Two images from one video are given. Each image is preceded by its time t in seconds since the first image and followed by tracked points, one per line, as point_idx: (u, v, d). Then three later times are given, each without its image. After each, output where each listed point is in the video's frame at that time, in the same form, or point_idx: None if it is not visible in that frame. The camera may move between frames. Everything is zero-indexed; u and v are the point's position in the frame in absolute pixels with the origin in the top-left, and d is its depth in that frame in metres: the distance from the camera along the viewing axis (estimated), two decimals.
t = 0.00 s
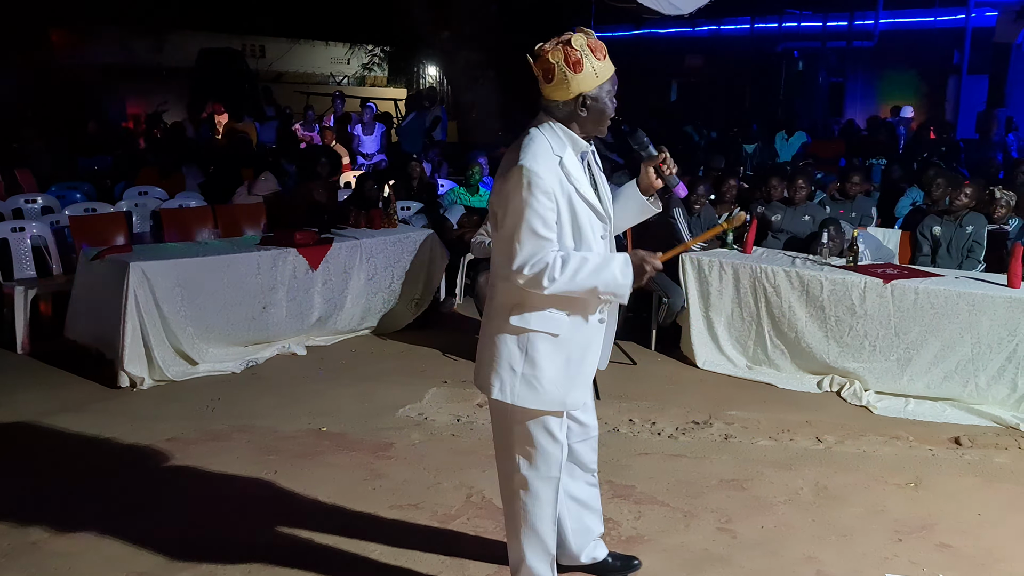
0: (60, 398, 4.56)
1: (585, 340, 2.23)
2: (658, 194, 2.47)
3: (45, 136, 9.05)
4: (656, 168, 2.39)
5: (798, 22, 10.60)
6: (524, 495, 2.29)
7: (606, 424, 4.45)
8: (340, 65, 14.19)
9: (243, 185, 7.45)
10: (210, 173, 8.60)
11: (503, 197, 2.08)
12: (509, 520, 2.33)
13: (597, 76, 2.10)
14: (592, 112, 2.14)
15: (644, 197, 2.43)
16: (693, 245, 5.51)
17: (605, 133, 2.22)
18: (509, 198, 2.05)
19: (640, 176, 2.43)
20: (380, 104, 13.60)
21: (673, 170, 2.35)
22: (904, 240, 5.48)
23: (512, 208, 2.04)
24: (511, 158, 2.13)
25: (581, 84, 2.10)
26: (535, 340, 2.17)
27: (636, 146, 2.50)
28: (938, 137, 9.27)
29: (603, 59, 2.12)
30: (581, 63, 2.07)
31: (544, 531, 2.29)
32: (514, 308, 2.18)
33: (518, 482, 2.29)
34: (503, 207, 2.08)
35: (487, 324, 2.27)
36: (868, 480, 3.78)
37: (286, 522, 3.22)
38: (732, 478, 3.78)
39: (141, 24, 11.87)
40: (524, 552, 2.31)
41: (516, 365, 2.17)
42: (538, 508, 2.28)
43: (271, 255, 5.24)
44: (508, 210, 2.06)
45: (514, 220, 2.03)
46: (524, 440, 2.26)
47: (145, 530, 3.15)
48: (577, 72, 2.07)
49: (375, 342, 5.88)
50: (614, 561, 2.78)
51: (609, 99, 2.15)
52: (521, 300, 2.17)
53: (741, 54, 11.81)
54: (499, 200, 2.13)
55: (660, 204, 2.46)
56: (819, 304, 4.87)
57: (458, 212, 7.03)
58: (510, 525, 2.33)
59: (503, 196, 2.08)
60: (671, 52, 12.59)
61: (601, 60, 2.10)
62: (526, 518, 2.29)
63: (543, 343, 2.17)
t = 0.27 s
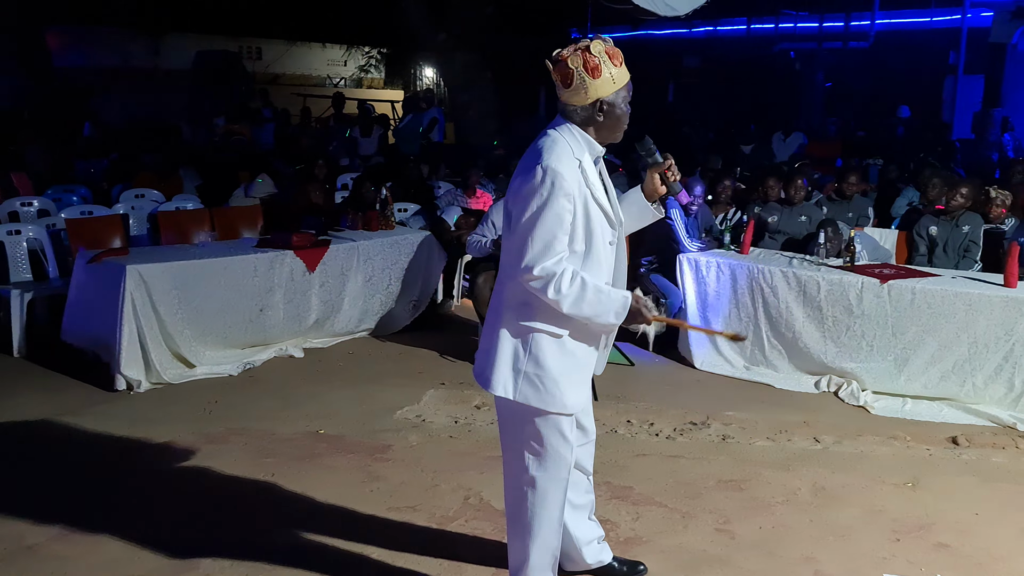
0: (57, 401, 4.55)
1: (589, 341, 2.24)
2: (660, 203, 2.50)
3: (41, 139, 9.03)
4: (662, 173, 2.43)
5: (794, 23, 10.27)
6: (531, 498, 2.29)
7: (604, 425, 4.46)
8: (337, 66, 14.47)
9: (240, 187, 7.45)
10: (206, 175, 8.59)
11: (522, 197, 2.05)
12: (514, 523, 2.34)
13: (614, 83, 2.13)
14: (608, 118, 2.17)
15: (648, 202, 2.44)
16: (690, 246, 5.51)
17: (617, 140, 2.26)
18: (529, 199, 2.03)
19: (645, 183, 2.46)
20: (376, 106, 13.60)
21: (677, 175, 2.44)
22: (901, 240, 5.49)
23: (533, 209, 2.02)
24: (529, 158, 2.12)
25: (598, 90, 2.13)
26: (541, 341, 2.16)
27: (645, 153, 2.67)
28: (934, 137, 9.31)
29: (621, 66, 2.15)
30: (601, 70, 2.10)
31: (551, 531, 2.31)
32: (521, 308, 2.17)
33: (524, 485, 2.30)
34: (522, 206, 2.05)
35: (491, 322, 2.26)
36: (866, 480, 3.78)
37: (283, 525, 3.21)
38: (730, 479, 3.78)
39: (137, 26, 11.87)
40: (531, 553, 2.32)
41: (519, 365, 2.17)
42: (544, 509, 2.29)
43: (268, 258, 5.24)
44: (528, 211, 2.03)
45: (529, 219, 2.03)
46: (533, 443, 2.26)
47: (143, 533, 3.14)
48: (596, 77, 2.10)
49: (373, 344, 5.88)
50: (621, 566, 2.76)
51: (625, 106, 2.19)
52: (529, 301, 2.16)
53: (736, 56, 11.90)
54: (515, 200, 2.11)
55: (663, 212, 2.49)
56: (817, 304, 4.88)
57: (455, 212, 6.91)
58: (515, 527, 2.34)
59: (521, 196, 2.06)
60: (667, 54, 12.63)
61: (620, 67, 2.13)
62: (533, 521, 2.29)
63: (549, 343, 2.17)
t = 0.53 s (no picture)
0: (52, 405, 4.54)
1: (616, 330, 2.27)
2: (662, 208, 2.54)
3: (36, 142, 9.01)
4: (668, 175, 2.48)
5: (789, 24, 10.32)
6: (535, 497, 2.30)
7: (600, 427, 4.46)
8: (333, 70, 14.21)
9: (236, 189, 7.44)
10: (202, 178, 8.57)
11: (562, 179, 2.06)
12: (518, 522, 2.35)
13: (627, 86, 2.17)
14: (619, 120, 2.20)
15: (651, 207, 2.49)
16: (686, 248, 5.51)
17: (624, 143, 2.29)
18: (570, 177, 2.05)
19: (649, 185, 2.49)
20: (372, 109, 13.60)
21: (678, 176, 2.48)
22: (896, 241, 5.51)
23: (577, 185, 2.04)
24: (550, 151, 2.13)
25: (611, 92, 2.16)
26: (577, 324, 2.20)
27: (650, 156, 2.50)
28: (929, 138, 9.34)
29: (634, 71, 2.19)
30: (615, 71, 2.14)
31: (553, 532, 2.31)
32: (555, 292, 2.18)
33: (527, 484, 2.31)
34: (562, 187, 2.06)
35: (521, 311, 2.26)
36: (862, 481, 3.78)
37: (280, 528, 3.20)
38: (726, 480, 3.78)
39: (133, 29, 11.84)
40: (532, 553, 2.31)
41: (555, 349, 2.20)
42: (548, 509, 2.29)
43: (264, 260, 5.23)
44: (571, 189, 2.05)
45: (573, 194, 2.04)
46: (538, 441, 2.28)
47: (139, 536, 3.13)
48: (611, 79, 2.14)
49: (369, 347, 5.88)
50: (618, 569, 2.72)
51: (635, 111, 2.22)
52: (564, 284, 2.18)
53: (732, 58, 11.89)
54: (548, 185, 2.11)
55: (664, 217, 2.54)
56: (813, 305, 4.88)
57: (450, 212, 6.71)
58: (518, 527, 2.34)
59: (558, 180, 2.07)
60: (663, 55, 12.64)
61: (633, 72, 2.18)
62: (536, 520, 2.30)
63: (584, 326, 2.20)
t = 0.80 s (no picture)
0: (46, 408, 4.52)
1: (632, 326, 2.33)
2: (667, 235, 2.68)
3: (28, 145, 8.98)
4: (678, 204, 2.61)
5: (782, 26, 10.37)
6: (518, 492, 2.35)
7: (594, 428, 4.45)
8: (327, 70, 14.22)
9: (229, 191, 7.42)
10: (195, 179, 8.55)
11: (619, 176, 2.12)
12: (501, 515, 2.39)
13: (661, 107, 2.25)
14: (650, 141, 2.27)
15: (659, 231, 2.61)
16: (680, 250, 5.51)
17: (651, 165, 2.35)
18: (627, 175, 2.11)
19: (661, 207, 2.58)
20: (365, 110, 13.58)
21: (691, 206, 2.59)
22: (889, 241, 5.52)
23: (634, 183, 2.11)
24: (599, 151, 2.18)
25: (644, 112, 2.24)
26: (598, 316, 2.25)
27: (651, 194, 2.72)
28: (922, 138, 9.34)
29: (665, 95, 2.29)
30: (652, 92, 2.23)
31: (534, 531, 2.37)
32: (575, 287, 2.25)
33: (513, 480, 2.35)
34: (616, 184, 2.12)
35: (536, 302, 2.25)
36: (856, 481, 3.79)
37: (274, 531, 3.19)
38: (721, 481, 3.79)
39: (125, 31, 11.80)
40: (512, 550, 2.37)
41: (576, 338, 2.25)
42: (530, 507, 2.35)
43: (258, 262, 5.23)
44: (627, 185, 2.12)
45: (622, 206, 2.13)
46: (532, 431, 2.32)
47: (133, 540, 3.12)
48: (646, 98, 2.21)
49: (364, 348, 5.88)
50: (613, 570, 2.72)
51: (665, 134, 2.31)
52: (584, 279, 2.25)
53: (725, 59, 11.89)
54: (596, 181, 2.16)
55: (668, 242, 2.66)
56: (807, 305, 4.89)
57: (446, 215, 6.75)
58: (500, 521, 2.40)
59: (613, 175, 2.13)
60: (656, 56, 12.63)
61: (665, 96, 2.27)
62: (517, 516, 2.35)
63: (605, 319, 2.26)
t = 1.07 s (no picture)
0: (33, 411, 4.49)
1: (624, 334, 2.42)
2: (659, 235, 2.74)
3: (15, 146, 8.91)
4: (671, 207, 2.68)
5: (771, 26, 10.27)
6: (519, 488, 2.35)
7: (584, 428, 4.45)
8: (316, 71, 14.08)
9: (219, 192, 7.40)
10: (184, 180, 8.51)
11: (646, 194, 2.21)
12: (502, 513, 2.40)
13: (673, 117, 2.34)
14: (661, 150, 2.36)
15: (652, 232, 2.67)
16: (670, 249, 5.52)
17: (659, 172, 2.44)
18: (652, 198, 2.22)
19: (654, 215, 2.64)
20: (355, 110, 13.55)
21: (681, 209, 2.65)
22: (877, 241, 5.53)
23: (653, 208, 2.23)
24: (628, 162, 2.24)
25: (658, 120, 2.32)
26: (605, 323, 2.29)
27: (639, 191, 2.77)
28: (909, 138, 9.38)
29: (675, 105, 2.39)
30: (667, 102, 2.31)
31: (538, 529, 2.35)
32: (591, 291, 2.27)
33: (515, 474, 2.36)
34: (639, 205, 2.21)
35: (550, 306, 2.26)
36: (845, 479, 3.80)
37: (264, 533, 3.18)
38: (711, 480, 3.79)
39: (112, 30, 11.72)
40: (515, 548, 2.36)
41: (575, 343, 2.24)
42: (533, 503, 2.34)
43: (247, 263, 5.21)
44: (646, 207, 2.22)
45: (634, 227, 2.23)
46: (544, 426, 2.33)
47: (122, 542, 3.10)
48: (662, 108, 2.30)
49: (355, 349, 5.87)
50: (603, 570, 2.72)
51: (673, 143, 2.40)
52: (600, 285, 2.29)
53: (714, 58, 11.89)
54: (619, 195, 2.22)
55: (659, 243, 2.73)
56: (796, 304, 4.91)
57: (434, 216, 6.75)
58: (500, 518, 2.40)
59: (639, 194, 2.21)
60: (646, 56, 12.64)
61: (676, 107, 2.37)
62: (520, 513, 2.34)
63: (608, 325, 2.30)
